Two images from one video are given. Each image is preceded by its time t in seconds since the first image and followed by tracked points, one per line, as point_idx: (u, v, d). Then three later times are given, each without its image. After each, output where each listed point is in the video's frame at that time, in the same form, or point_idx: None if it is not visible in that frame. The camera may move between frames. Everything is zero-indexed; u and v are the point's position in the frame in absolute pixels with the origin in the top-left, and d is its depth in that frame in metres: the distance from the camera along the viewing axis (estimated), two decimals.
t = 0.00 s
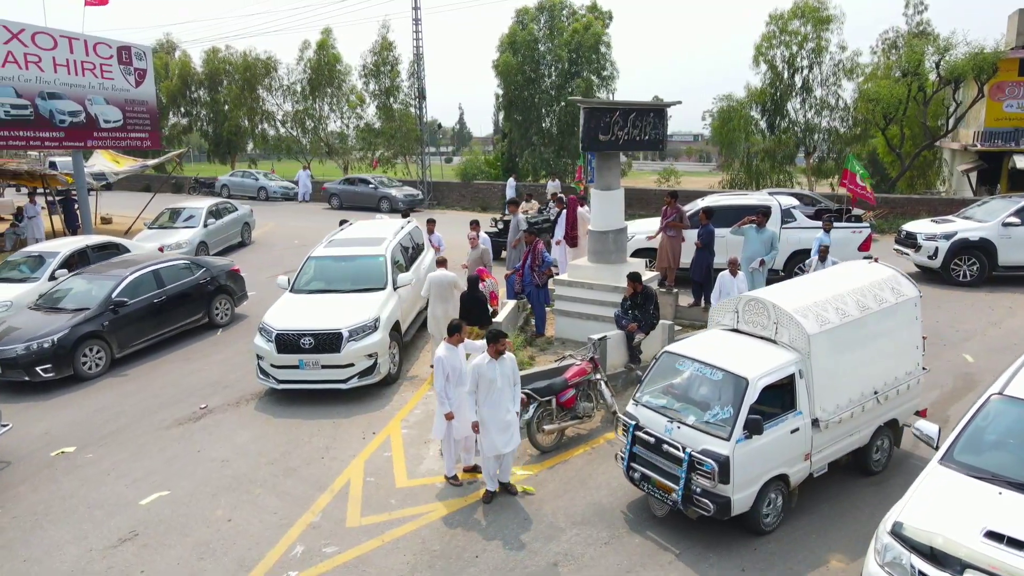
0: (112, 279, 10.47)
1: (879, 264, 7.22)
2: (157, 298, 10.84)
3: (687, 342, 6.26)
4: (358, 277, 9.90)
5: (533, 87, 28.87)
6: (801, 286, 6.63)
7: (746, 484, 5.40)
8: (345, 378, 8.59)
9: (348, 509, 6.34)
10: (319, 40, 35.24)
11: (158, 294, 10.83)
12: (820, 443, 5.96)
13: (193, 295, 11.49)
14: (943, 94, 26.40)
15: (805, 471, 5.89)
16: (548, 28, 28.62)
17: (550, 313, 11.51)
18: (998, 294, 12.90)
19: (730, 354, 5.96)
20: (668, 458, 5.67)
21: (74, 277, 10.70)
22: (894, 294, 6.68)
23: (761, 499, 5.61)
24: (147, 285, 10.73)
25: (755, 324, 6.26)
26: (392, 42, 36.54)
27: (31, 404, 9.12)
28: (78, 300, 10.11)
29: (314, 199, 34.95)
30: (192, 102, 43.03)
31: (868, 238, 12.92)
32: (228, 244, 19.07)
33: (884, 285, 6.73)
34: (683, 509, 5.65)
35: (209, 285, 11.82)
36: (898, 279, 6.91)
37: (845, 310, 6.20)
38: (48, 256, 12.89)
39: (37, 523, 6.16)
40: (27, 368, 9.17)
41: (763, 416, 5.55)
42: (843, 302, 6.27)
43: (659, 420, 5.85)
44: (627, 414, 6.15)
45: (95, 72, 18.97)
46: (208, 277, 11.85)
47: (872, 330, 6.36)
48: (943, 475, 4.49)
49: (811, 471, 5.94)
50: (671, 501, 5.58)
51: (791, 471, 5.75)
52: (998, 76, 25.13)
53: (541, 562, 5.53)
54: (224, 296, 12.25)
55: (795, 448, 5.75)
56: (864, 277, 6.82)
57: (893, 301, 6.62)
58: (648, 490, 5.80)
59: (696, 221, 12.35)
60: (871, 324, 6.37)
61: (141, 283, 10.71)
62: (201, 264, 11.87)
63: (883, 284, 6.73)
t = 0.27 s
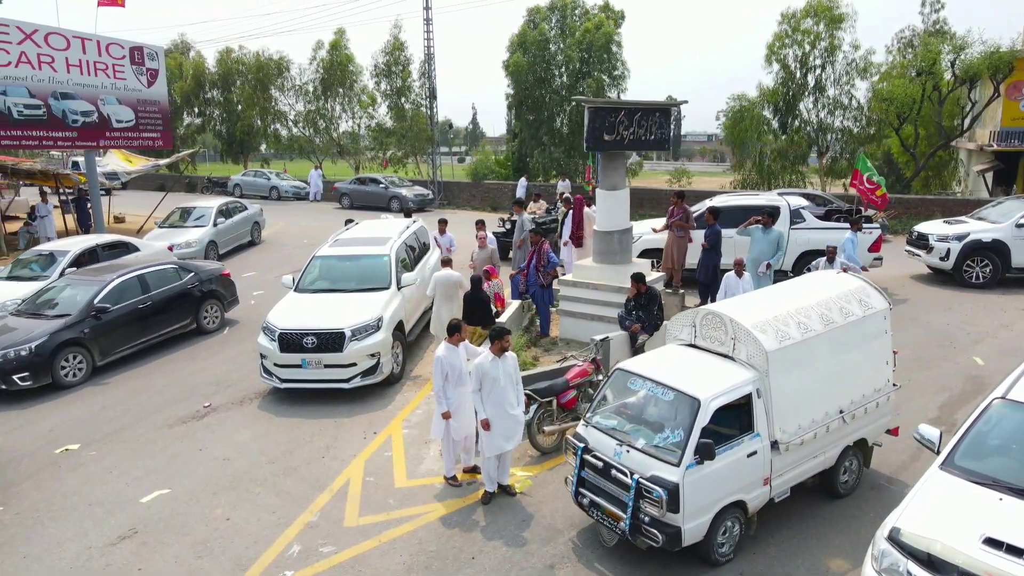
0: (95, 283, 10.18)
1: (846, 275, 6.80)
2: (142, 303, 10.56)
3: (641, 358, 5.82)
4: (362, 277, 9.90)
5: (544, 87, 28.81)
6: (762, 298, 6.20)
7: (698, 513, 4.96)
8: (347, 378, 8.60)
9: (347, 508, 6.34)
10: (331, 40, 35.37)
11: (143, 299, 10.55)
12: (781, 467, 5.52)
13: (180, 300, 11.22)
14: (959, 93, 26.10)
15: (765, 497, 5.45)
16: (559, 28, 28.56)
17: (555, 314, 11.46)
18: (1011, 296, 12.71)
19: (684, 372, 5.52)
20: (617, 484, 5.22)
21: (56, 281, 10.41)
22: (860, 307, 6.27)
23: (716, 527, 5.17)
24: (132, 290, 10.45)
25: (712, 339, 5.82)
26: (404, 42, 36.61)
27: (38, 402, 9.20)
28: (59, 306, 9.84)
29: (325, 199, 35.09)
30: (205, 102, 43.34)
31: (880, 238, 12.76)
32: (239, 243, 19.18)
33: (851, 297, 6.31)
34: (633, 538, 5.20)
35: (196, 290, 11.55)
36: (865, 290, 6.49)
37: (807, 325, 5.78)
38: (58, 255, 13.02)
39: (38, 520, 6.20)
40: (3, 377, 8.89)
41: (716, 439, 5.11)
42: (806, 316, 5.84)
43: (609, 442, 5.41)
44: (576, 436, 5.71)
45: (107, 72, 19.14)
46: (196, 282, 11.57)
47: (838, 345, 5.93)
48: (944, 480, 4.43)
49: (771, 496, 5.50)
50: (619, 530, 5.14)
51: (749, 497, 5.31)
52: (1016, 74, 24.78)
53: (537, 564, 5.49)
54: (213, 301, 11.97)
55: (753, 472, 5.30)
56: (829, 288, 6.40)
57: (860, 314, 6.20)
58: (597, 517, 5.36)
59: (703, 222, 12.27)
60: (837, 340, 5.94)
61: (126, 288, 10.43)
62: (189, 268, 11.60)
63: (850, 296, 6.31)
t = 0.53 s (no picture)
0: (78, 290, 9.96)
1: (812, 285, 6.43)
2: (127, 309, 10.31)
3: (591, 377, 5.49)
4: (366, 276, 9.90)
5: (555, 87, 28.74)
6: (720, 312, 5.85)
7: (645, 546, 4.64)
8: (350, 378, 8.61)
9: (346, 509, 6.35)
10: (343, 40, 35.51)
11: (128, 305, 10.32)
12: (739, 493, 5.18)
13: (167, 306, 10.97)
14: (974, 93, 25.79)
15: (720, 525, 5.11)
16: (571, 27, 28.52)
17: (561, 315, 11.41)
18: None
19: (634, 393, 5.19)
20: (561, 513, 4.90)
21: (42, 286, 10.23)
22: (827, 321, 5.92)
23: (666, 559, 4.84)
24: (117, 295, 10.21)
25: (667, 356, 5.49)
26: (416, 42, 36.68)
27: (45, 400, 9.29)
28: (41, 313, 9.62)
29: (336, 199, 35.21)
30: (219, 102, 43.64)
31: (890, 240, 12.60)
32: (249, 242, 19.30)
33: (816, 309, 5.96)
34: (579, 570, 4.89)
35: (184, 296, 11.29)
36: (832, 302, 6.13)
37: (766, 341, 5.44)
38: (69, 254, 13.16)
39: (40, 518, 6.26)
40: None
41: (664, 466, 4.78)
42: (766, 332, 5.50)
43: (554, 467, 5.08)
44: (523, 459, 5.38)
45: (119, 73, 19.32)
46: (184, 286, 11.33)
47: (800, 362, 5.59)
48: (944, 486, 4.37)
49: (727, 524, 5.16)
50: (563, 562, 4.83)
51: (703, 526, 4.98)
52: None
53: (533, 567, 5.45)
54: (202, 306, 11.71)
55: (706, 499, 4.97)
56: (793, 300, 6.04)
57: (826, 328, 5.86)
58: (543, 547, 5.05)
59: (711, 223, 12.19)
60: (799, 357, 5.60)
61: (110, 293, 10.19)
62: (178, 273, 11.36)
63: (814, 309, 5.96)
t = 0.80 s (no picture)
0: (64, 294, 9.78)
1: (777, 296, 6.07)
2: (114, 315, 10.11)
3: (536, 396, 5.19)
4: (370, 277, 9.92)
5: (566, 87, 28.63)
6: (676, 327, 5.52)
7: None
8: (353, 378, 8.63)
9: (344, 508, 6.36)
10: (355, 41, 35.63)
11: (115, 311, 10.11)
12: (692, 518, 4.87)
13: (156, 311, 10.75)
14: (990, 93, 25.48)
15: (673, 552, 4.81)
16: (582, 27, 28.45)
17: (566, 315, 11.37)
18: None
19: (580, 414, 4.89)
20: (501, 543, 4.65)
21: (32, 290, 10.10)
22: (789, 333, 5.57)
23: None
24: (102, 300, 10.02)
25: (617, 374, 5.17)
26: (428, 42, 36.72)
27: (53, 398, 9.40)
28: (26, 318, 9.47)
29: (348, 199, 35.35)
30: (232, 103, 43.93)
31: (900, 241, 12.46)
32: (259, 242, 19.40)
33: (778, 322, 5.60)
34: None
35: (173, 301, 11.03)
36: (796, 313, 5.77)
37: (721, 358, 5.10)
38: (79, 253, 13.30)
39: (43, 515, 6.32)
40: None
41: (606, 494, 4.50)
42: (721, 347, 5.17)
43: (496, 493, 4.82)
44: (467, 483, 5.12)
45: (132, 74, 19.49)
46: (174, 291, 11.09)
47: (759, 380, 5.24)
48: (942, 492, 4.32)
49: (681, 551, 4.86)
50: None
51: (653, 555, 4.68)
52: None
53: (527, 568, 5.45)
54: (193, 311, 11.45)
55: (656, 527, 4.67)
56: (754, 313, 5.69)
57: (788, 341, 5.51)
58: None
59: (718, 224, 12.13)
60: (759, 373, 5.26)
61: (96, 299, 10.00)
62: (168, 277, 11.13)
63: (776, 321, 5.60)
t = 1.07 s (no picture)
0: (46, 298, 9.59)
1: (738, 307, 5.81)
2: (96, 320, 9.88)
3: (480, 414, 4.91)
4: (373, 277, 9.93)
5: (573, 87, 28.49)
6: (629, 341, 5.26)
7: None
8: (354, 378, 8.64)
9: (341, 508, 6.37)
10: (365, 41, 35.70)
11: (97, 316, 9.88)
12: (643, 543, 4.60)
13: (142, 316, 10.52)
14: (1003, 92, 25.23)
15: None
16: (590, 27, 28.37)
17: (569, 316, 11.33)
18: None
19: (524, 434, 4.62)
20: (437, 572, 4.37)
21: (14, 293, 9.89)
22: (747, 346, 5.30)
23: None
24: (85, 305, 9.79)
25: (565, 391, 4.91)
26: (437, 42, 36.73)
27: (58, 396, 9.46)
28: (5, 324, 9.25)
29: (356, 199, 35.45)
30: (242, 103, 44.15)
31: (907, 242, 12.34)
32: (266, 241, 19.48)
33: (735, 335, 5.34)
34: None
35: (158, 306, 10.79)
36: (757, 325, 5.51)
37: (673, 374, 4.84)
38: (87, 252, 13.38)
39: (43, 513, 6.37)
40: None
41: (545, 521, 4.24)
42: (674, 363, 4.91)
43: (434, 518, 4.55)
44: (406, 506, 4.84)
45: (141, 74, 19.62)
46: (160, 296, 10.85)
47: (715, 397, 4.98)
48: (939, 496, 4.27)
49: None
50: None
51: None
52: None
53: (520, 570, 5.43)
54: (178, 316, 11.21)
55: (601, 555, 4.41)
56: (711, 326, 5.43)
57: (746, 355, 5.24)
58: None
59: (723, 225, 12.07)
60: (715, 390, 4.99)
61: (78, 304, 9.77)
62: (154, 281, 10.89)
63: (734, 334, 5.34)
